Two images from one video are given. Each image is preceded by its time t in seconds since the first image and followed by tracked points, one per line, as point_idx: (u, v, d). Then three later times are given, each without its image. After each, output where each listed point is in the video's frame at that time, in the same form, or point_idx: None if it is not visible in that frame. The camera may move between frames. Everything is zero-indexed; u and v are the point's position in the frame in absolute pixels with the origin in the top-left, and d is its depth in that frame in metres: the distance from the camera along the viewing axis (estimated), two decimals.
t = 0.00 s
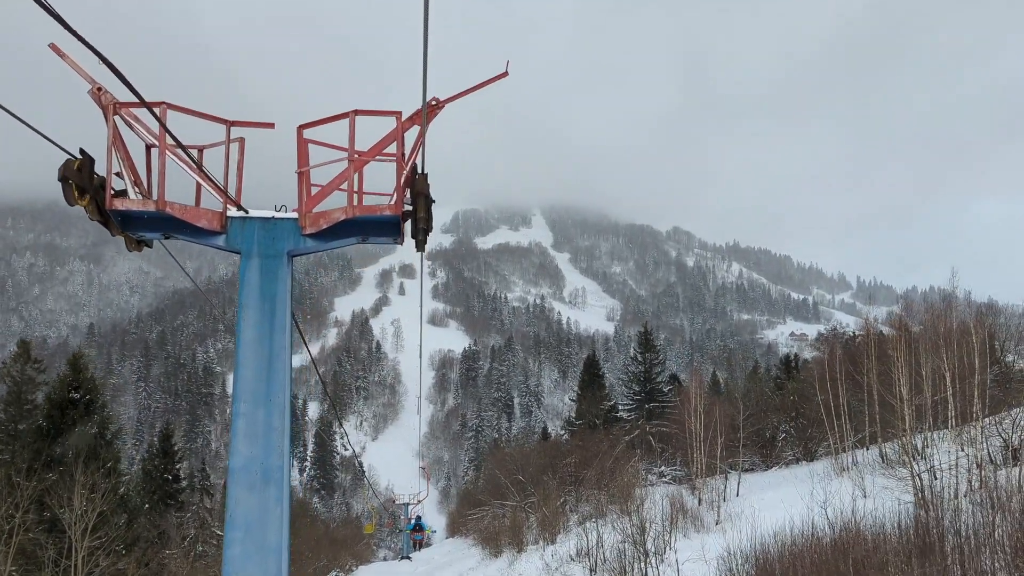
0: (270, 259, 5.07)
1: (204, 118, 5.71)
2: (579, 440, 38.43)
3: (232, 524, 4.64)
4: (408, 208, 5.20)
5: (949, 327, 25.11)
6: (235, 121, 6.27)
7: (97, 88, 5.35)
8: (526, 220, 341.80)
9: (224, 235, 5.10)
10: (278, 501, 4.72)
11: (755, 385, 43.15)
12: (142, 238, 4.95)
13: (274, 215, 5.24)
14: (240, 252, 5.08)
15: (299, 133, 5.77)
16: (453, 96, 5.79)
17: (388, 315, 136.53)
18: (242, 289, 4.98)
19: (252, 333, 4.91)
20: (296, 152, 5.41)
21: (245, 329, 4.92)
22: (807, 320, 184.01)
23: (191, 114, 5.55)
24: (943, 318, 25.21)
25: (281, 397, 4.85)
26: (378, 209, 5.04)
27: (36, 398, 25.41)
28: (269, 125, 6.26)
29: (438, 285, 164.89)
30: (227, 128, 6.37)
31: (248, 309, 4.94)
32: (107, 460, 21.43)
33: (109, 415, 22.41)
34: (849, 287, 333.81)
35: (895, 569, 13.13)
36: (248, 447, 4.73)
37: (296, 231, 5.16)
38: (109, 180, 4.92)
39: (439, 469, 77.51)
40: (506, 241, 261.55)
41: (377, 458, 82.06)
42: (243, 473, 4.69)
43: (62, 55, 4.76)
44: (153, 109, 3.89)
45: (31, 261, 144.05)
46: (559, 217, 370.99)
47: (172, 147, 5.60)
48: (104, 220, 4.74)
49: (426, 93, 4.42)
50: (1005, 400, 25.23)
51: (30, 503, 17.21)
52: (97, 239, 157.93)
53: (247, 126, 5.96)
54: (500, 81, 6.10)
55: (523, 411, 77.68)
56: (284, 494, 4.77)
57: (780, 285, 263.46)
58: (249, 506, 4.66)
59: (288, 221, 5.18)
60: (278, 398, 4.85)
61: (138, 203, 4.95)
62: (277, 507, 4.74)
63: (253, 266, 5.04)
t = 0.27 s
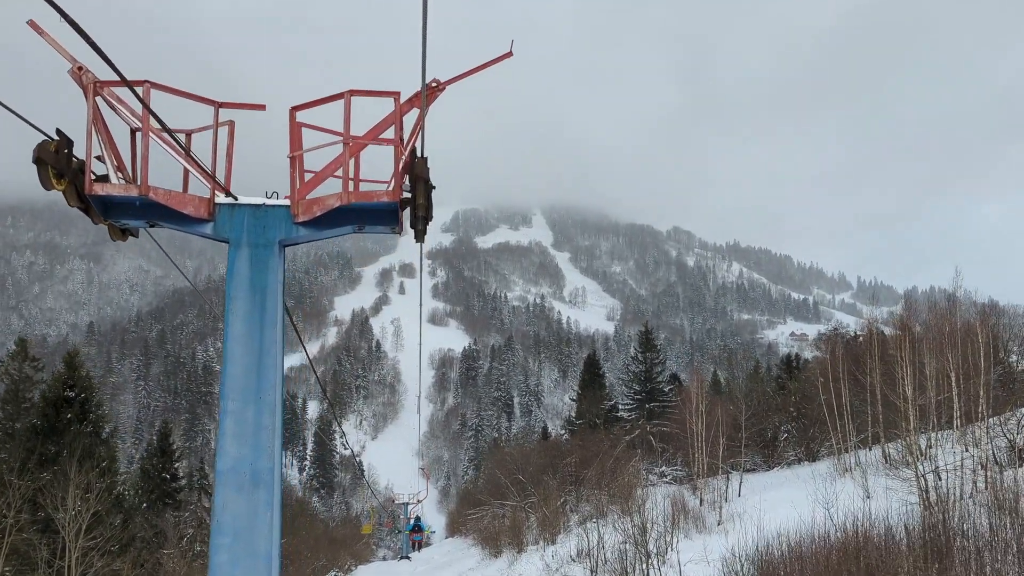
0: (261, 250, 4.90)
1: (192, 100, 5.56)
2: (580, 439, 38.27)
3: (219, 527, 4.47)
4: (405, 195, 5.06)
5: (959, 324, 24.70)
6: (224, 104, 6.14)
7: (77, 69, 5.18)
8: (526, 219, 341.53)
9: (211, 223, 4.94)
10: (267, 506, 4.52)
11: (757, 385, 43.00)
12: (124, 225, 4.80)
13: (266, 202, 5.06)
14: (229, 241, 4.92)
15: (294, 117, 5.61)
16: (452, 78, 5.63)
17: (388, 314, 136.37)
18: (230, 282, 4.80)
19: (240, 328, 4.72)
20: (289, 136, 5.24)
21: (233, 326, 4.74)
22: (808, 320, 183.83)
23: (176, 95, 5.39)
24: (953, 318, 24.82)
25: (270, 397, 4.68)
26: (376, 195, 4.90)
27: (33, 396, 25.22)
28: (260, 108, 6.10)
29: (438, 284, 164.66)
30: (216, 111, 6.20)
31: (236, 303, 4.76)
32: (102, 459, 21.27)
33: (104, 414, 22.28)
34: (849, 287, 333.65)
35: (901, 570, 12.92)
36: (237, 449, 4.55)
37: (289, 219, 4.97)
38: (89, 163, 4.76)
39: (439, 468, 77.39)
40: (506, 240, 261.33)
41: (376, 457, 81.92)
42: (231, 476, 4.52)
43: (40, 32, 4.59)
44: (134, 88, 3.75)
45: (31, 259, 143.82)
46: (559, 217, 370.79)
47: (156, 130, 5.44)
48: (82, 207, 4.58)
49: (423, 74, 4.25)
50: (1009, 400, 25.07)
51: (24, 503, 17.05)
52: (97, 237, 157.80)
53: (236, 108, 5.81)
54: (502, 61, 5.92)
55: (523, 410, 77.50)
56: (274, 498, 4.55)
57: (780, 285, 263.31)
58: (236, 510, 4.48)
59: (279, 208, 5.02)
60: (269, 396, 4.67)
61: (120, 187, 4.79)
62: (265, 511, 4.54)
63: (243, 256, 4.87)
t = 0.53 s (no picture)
0: (250, 242, 4.75)
1: (177, 84, 5.40)
2: (580, 441, 38.08)
3: (205, 536, 4.28)
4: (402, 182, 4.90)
5: (966, 321, 24.37)
6: (211, 89, 5.98)
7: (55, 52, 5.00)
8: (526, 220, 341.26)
9: (196, 215, 4.77)
10: (256, 514, 4.34)
11: (759, 386, 42.79)
12: (103, 215, 4.64)
13: (255, 192, 4.92)
14: (216, 233, 4.75)
15: (284, 102, 5.44)
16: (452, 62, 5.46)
17: (388, 315, 136.17)
18: (217, 278, 4.62)
19: (227, 328, 4.55)
20: (279, 122, 5.09)
21: (220, 324, 4.56)
22: (808, 321, 183.65)
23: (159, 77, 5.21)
24: (959, 313, 24.51)
25: (259, 399, 4.50)
26: (371, 183, 4.75)
27: (29, 396, 24.99)
28: (249, 92, 5.94)
29: (438, 286, 164.50)
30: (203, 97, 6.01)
31: (223, 298, 4.59)
32: (97, 461, 21.11)
33: (99, 415, 22.10)
34: (849, 289, 333.38)
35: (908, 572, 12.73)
36: (224, 454, 4.37)
37: (279, 211, 4.81)
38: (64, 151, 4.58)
39: (439, 470, 77.20)
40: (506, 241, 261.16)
41: (376, 458, 81.71)
42: (217, 482, 4.34)
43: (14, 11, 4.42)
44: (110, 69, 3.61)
45: (31, 261, 143.57)
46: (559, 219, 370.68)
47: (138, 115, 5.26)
48: (59, 196, 4.42)
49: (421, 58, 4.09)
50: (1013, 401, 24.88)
51: (16, 506, 16.87)
52: (96, 238, 157.61)
53: (223, 92, 5.63)
54: (505, 44, 5.73)
55: (523, 412, 77.30)
56: (263, 506, 4.38)
57: (781, 286, 263.27)
58: (222, 519, 4.29)
59: (270, 199, 4.85)
60: (258, 399, 4.49)
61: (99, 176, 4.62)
62: (254, 520, 4.36)
63: (230, 249, 4.71)
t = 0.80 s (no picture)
0: (238, 231, 4.58)
1: (162, 60, 5.22)
2: (581, 440, 37.89)
3: (191, 540, 4.11)
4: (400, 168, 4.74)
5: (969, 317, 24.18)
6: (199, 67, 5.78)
7: (32, 27, 4.80)
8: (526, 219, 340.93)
9: (182, 200, 4.62)
10: (244, 518, 4.16)
11: (759, 385, 42.63)
12: (84, 199, 4.51)
13: (245, 176, 4.76)
14: (202, 220, 4.60)
15: (275, 83, 5.27)
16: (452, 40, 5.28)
17: (388, 314, 135.98)
18: (204, 269, 4.46)
19: (214, 323, 4.38)
20: (270, 101, 4.95)
21: (206, 320, 4.39)
22: (808, 320, 183.41)
23: (144, 54, 5.05)
24: (964, 308, 24.26)
25: (248, 397, 4.33)
26: (367, 168, 4.58)
27: (26, 396, 24.82)
28: (238, 72, 5.77)
29: (438, 285, 164.33)
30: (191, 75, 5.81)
31: (210, 289, 4.42)
32: (91, 460, 20.96)
33: (94, 415, 22.01)
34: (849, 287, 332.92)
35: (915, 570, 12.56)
36: (210, 455, 4.21)
37: (271, 196, 4.65)
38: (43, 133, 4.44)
39: (439, 469, 77.15)
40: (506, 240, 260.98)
41: (376, 457, 81.61)
42: (204, 485, 4.17)
43: None
44: (86, 43, 3.44)
45: (30, 260, 143.34)
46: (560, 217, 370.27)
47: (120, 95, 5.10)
48: (36, 177, 4.27)
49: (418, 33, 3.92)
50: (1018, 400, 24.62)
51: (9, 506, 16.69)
52: (96, 237, 157.38)
53: (209, 71, 5.48)
54: (509, 18, 5.51)
55: (523, 410, 77.12)
56: (251, 511, 4.21)
57: (781, 285, 263.14)
58: (208, 524, 4.11)
59: (261, 184, 4.70)
60: (246, 397, 4.33)
61: (78, 157, 4.46)
62: (242, 523, 4.19)
63: (217, 238, 4.54)
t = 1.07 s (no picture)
0: (226, 222, 4.39)
1: (144, 39, 5.00)
2: (582, 441, 37.76)
3: (175, 551, 3.93)
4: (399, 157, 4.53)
5: (975, 319, 23.97)
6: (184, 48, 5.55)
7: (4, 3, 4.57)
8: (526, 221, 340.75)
9: (165, 188, 4.41)
10: (230, 530, 3.99)
11: (761, 386, 42.43)
12: (60, 188, 4.30)
13: (233, 163, 4.56)
14: (187, 211, 4.41)
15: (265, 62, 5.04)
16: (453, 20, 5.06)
17: (388, 315, 135.77)
18: (189, 265, 4.29)
19: (199, 324, 4.20)
20: (259, 86, 4.73)
21: (191, 321, 4.21)
22: (808, 321, 183.16)
23: (124, 30, 4.82)
24: (970, 309, 24.02)
25: (235, 400, 4.15)
26: (362, 155, 4.39)
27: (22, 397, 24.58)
28: (226, 52, 5.55)
29: (438, 286, 164.21)
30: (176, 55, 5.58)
31: (194, 285, 4.24)
32: (86, 463, 20.84)
33: (90, 417, 21.83)
34: (849, 289, 332.71)
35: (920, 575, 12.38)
36: (196, 462, 4.03)
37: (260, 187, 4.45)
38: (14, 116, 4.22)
39: (439, 470, 76.93)
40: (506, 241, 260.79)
41: (375, 459, 81.37)
42: (189, 493, 3.99)
43: None
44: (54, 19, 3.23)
45: (29, 261, 143.13)
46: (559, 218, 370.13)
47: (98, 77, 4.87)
48: (7, 163, 4.06)
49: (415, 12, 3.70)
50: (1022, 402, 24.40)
51: None
52: (95, 238, 157.17)
53: (193, 49, 5.24)
54: None
55: (523, 412, 76.93)
56: (238, 523, 4.03)
57: (781, 286, 263.08)
58: (192, 536, 3.93)
59: (249, 172, 4.50)
60: (233, 402, 4.15)
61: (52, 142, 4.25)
62: (230, 534, 4.02)
63: (202, 230, 4.37)
